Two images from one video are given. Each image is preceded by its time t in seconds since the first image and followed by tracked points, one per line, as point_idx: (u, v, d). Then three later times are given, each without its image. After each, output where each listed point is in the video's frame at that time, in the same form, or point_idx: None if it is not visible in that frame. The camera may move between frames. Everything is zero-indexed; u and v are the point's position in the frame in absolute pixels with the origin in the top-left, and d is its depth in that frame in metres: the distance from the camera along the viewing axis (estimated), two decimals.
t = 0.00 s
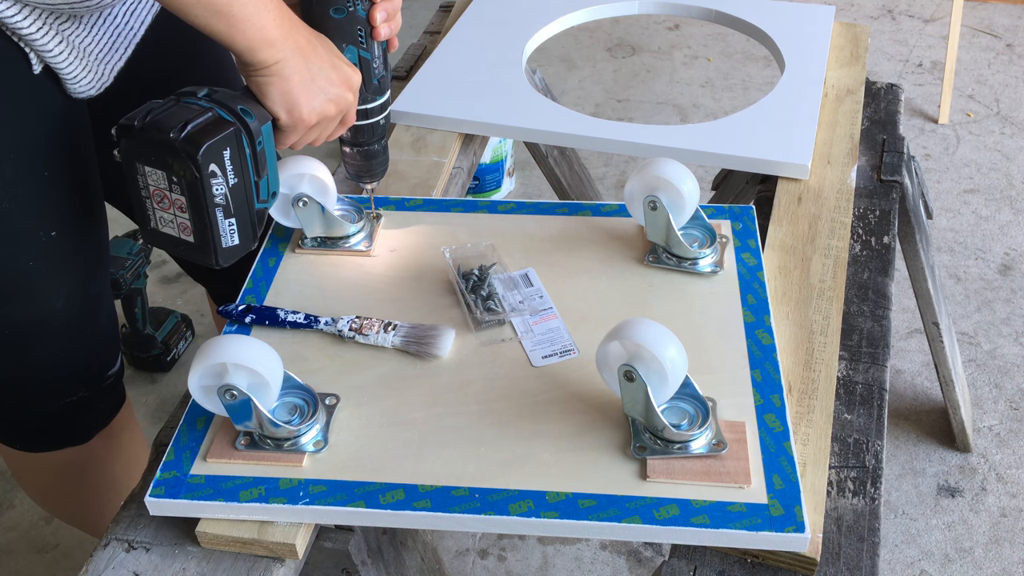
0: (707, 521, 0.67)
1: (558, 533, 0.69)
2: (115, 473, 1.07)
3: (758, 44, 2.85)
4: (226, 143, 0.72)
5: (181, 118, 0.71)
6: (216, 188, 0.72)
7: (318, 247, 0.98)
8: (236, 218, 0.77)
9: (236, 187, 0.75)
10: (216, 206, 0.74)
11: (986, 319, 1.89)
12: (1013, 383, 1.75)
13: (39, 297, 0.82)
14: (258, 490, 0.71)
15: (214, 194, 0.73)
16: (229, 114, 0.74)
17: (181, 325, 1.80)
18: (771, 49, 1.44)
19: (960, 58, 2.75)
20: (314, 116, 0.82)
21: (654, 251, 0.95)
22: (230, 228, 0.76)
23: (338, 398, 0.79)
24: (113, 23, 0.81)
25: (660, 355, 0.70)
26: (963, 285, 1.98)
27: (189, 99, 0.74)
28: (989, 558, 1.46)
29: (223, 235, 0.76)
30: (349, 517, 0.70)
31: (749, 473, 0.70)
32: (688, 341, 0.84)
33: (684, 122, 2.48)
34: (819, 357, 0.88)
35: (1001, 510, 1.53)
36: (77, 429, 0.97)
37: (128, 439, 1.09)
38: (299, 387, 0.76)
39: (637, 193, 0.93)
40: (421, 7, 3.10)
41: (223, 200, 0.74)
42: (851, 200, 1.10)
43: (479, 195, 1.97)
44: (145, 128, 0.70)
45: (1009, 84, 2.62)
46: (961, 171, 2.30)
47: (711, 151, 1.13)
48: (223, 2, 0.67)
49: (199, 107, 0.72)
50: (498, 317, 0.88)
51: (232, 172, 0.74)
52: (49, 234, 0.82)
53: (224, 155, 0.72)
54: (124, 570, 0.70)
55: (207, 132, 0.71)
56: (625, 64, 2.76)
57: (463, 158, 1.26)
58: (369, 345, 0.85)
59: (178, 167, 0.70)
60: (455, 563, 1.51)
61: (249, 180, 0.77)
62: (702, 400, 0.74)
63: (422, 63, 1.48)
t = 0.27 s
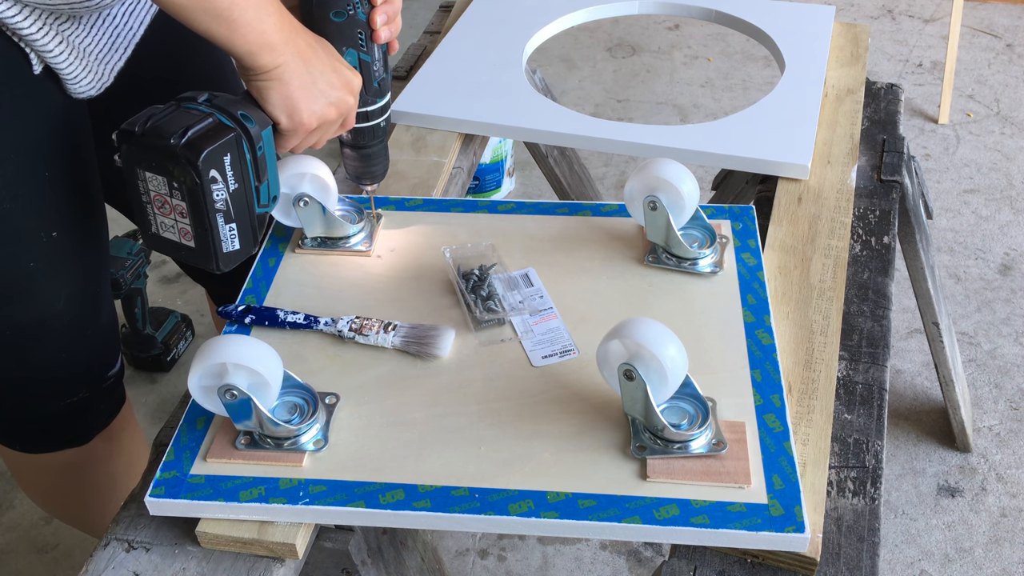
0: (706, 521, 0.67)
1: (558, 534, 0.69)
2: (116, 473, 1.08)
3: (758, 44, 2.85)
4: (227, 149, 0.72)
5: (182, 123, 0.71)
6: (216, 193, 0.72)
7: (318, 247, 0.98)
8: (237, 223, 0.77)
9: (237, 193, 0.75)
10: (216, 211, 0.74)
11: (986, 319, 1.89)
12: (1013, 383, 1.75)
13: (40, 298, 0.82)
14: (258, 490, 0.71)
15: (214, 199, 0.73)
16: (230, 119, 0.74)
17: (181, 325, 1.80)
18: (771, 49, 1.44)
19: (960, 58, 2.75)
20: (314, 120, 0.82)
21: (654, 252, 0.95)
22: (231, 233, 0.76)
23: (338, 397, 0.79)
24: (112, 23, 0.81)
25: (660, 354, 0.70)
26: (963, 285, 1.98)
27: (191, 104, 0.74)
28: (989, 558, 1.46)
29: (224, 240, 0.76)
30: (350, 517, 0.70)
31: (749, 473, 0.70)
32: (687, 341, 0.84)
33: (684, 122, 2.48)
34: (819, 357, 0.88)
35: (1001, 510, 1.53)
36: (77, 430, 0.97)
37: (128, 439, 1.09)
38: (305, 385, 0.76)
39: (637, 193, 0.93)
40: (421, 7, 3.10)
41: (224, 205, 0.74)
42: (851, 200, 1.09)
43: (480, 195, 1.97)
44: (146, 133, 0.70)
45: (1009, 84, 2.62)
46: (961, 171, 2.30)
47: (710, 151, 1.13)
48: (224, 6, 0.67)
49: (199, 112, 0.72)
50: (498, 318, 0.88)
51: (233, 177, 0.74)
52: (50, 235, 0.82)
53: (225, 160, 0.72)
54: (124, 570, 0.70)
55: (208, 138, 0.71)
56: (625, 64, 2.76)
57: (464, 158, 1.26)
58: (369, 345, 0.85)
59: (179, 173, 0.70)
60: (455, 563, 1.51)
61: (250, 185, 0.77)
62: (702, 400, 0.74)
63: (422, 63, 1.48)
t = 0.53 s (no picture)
0: (706, 521, 0.67)
1: (558, 534, 0.69)
2: (116, 473, 1.08)
3: (758, 44, 2.85)
4: (232, 152, 0.72)
5: (187, 127, 0.71)
6: (222, 197, 0.73)
7: (318, 247, 0.98)
8: (242, 226, 0.77)
9: (243, 196, 0.75)
10: (222, 214, 0.74)
11: (986, 319, 1.89)
12: (1013, 383, 1.75)
13: (40, 298, 0.82)
14: (258, 490, 0.71)
15: (219, 203, 0.73)
16: (235, 122, 0.74)
17: (181, 325, 1.80)
18: (771, 49, 1.44)
19: (960, 58, 2.75)
20: (318, 123, 0.82)
21: (653, 252, 0.95)
22: (236, 236, 0.77)
23: (338, 395, 0.79)
24: (113, 24, 0.81)
25: (660, 353, 0.70)
26: (963, 285, 1.98)
27: (195, 107, 0.74)
28: (989, 558, 1.46)
29: (228, 243, 0.76)
30: (350, 517, 0.70)
31: (749, 473, 0.70)
32: (688, 341, 0.84)
33: (684, 122, 2.48)
34: (819, 357, 0.88)
35: (1002, 510, 1.53)
36: (78, 430, 0.97)
37: (128, 440, 1.09)
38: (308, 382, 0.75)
39: (637, 193, 0.93)
40: (421, 7, 3.10)
41: (229, 208, 0.74)
42: (851, 200, 1.09)
43: (479, 195, 1.97)
44: (152, 137, 0.70)
45: (1009, 84, 2.62)
46: (961, 171, 2.30)
47: (710, 151, 1.13)
48: (230, 11, 0.67)
49: (205, 116, 0.72)
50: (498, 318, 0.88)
51: (238, 181, 0.74)
52: (51, 236, 0.82)
53: (230, 164, 0.72)
54: (124, 570, 0.70)
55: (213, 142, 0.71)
56: (625, 64, 2.76)
57: (463, 158, 1.26)
58: (369, 345, 0.85)
59: (185, 177, 0.70)
60: (455, 563, 1.51)
61: (255, 189, 0.77)
62: (702, 400, 0.74)
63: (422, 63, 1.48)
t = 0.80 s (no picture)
0: (706, 521, 0.67)
1: (557, 534, 0.69)
2: (115, 474, 1.07)
3: (758, 44, 2.85)
4: (235, 158, 0.72)
5: (189, 132, 0.71)
6: (224, 202, 0.73)
7: (318, 248, 0.98)
8: (244, 231, 0.77)
9: (245, 201, 0.75)
10: (224, 219, 0.74)
11: (986, 319, 1.89)
12: (1013, 383, 1.75)
13: (39, 297, 0.82)
14: (258, 490, 0.71)
15: (222, 208, 0.73)
16: (237, 128, 0.74)
17: (181, 325, 1.80)
18: (771, 49, 1.44)
19: (960, 58, 2.75)
20: (320, 127, 0.82)
21: (653, 252, 0.95)
22: (238, 241, 0.77)
23: (339, 392, 0.80)
24: (114, 24, 0.82)
25: (659, 353, 0.70)
26: (963, 285, 1.98)
27: (197, 113, 0.74)
28: (990, 558, 1.46)
29: (231, 248, 0.76)
30: (349, 517, 0.70)
31: (749, 473, 0.70)
32: (688, 341, 0.84)
33: (684, 122, 2.48)
34: (819, 357, 0.88)
35: (1002, 510, 1.53)
36: (78, 430, 0.97)
37: (128, 440, 1.09)
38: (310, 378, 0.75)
39: (637, 193, 0.93)
40: (421, 7, 3.10)
41: (231, 213, 0.74)
42: (851, 200, 1.09)
43: (479, 195, 1.97)
44: (154, 144, 0.70)
45: (1009, 84, 2.62)
46: (961, 171, 2.30)
47: (710, 151, 1.13)
48: (232, 15, 0.67)
49: (207, 122, 0.72)
50: (498, 318, 0.88)
51: (240, 186, 0.74)
52: (50, 235, 0.81)
53: (232, 169, 0.72)
54: (124, 570, 0.70)
55: (215, 147, 0.71)
56: (625, 64, 2.76)
57: (463, 158, 1.26)
58: (369, 346, 0.85)
59: (187, 183, 0.70)
60: (455, 563, 1.51)
61: (257, 194, 0.77)
62: (703, 400, 0.74)
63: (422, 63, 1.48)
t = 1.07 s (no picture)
0: (706, 521, 0.67)
1: (557, 533, 0.69)
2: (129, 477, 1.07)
3: (758, 44, 2.85)
4: (242, 162, 0.72)
5: (197, 137, 0.71)
6: (232, 206, 0.73)
7: (318, 247, 0.98)
8: (251, 234, 0.77)
9: (252, 204, 0.75)
10: (232, 223, 0.74)
11: (986, 319, 1.89)
12: (1013, 383, 1.75)
13: (45, 295, 0.82)
14: (258, 490, 0.71)
15: (230, 212, 0.73)
16: (244, 132, 0.74)
17: (180, 325, 1.80)
18: (771, 49, 1.44)
19: (960, 58, 2.75)
20: (324, 131, 0.82)
21: (652, 252, 0.95)
22: (245, 244, 0.77)
23: (339, 390, 0.80)
24: (116, 21, 0.82)
25: (659, 350, 0.70)
26: (963, 285, 1.98)
27: (204, 117, 0.74)
28: (989, 558, 1.46)
29: (238, 252, 0.76)
30: (350, 517, 0.70)
31: (749, 473, 0.70)
32: (688, 341, 0.84)
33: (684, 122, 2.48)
34: (819, 357, 0.88)
35: (1001, 510, 1.53)
36: (96, 432, 0.97)
37: (142, 443, 1.09)
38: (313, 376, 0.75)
39: (636, 194, 0.93)
40: (421, 7, 3.10)
41: (239, 217, 0.74)
42: (851, 200, 1.09)
43: (479, 195, 1.97)
44: (162, 148, 0.70)
45: (1009, 84, 2.62)
46: (961, 171, 2.30)
47: (710, 151, 1.13)
48: (238, 19, 0.67)
49: (214, 126, 0.72)
50: (498, 317, 0.88)
51: (248, 189, 0.74)
52: (55, 233, 0.81)
53: (240, 173, 0.72)
54: (124, 570, 0.70)
55: (223, 151, 0.71)
56: (625, 64, 2.76)
57: (463, 158, 1.26)
58: (369, 346, 0.85)
59: (195, 187, 0.70)
60: (455, 563, 1.51)
61: (264, 197, 0.77)
62: (703, 398, 0.74)
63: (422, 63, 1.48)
